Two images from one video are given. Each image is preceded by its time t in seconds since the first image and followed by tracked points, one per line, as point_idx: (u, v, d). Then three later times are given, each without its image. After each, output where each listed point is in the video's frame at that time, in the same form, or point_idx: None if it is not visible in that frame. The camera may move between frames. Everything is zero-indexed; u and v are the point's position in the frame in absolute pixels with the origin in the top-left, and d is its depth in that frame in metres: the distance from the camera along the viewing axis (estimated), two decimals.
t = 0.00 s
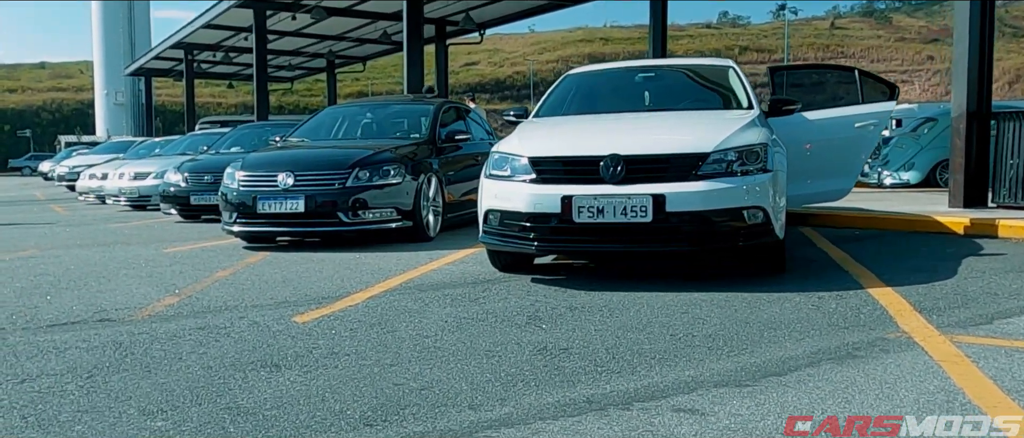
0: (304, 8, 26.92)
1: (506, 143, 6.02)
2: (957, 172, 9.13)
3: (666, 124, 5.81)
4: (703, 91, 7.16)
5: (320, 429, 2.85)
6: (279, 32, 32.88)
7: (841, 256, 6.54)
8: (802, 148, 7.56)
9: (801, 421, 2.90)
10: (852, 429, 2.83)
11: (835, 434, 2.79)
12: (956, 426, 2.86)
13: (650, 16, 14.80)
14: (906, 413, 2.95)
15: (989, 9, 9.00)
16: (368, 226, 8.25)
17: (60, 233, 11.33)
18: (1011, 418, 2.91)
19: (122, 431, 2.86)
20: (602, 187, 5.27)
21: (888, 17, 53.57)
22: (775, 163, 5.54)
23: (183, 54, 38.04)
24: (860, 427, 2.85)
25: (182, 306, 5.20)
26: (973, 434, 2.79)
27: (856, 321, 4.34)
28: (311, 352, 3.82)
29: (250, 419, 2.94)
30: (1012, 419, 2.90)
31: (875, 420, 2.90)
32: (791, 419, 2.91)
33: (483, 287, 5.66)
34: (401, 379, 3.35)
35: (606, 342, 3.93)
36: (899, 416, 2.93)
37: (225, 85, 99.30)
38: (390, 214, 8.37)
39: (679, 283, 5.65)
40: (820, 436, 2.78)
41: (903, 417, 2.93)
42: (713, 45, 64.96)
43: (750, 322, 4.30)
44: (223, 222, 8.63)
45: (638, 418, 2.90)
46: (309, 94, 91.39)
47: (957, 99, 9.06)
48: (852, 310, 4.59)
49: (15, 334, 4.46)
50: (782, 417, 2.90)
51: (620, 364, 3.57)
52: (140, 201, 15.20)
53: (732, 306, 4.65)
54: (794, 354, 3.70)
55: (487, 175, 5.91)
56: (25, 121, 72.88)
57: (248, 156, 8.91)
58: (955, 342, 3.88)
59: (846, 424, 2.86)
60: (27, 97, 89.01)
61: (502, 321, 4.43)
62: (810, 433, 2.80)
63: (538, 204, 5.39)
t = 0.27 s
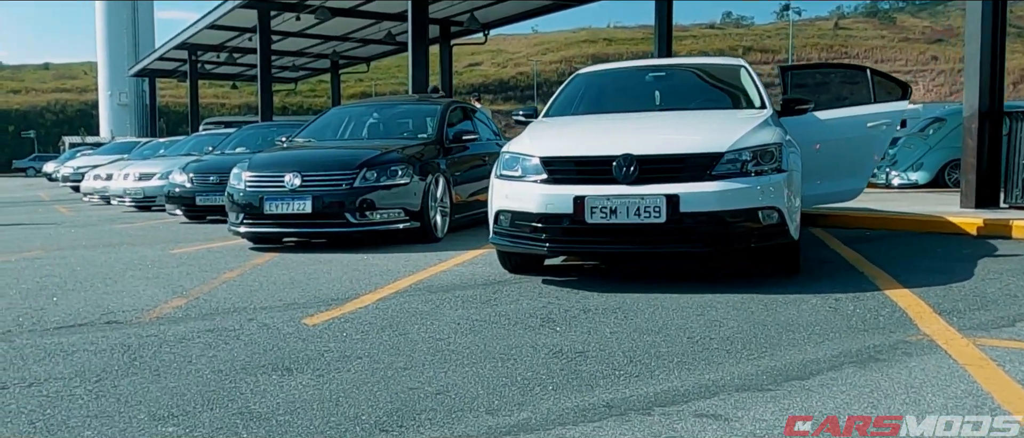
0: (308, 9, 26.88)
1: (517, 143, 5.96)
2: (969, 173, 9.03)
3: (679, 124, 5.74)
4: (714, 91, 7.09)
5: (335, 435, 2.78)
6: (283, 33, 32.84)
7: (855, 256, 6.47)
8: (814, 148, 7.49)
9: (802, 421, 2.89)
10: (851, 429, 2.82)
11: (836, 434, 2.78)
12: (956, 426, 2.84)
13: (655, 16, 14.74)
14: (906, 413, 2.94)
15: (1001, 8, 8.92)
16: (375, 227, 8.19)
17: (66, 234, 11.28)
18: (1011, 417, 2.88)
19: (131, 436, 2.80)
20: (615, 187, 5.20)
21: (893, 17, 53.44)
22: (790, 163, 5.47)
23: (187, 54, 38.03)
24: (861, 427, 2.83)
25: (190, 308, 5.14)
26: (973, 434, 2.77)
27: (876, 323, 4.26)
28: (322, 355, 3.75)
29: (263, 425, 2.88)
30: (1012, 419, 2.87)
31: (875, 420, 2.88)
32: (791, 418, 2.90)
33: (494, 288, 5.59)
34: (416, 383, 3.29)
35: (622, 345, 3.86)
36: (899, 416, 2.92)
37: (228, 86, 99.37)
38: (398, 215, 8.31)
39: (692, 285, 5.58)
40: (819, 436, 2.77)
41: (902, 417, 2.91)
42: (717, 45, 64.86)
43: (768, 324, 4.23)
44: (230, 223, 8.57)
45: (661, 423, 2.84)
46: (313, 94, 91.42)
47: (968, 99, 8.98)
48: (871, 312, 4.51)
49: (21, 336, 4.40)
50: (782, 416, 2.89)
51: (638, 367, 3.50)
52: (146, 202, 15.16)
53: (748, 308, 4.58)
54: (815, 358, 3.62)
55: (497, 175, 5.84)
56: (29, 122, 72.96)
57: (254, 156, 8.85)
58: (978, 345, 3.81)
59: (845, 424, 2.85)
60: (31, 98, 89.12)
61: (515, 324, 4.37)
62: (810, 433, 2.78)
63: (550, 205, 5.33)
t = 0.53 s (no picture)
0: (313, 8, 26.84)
1: (530, 143, 5.88)
2: (982, 173, 8.89)
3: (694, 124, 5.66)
4: (728, 90, 7.01)
5: None
6: (288, 33, 32.80)
7: (871, 258, 6.38)
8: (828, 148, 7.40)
9: (801, 421, 2.89)
10: (852, 428, 2.82)
11: (835, 434, 2.78)
12: (956, 426, 2.84)
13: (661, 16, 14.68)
14: (906, 412, 2.93)
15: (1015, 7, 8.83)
16: (384, 227, 8.12)
17: (72, 235, 11.23)
18: (1011, 417, 2.88)
19: None
20: (630, 188, 5.13)
21: (898, 18, 53.30)
22: (807, 164, 5.39)
23: (192, 54, 38.03)
24: (861, 427, 2.83)
25: (200, 310, 5.07)
26: (972, 435, 2.77)
27: (898, 327, 4.18)
28: (336, 359, 3.69)
29: (279, 431, 2.81)
30: (1013, 419, 2.87)
31: (875, 420, 2.88)
32: (791, 418, 2.90)
33: (507, 290, 5.52)
34: (434, 388, 3.22)
35: (641, 349, 3.79)
36: (899, 416, 2.91)
37: (233, 86, 99.46)
38: (407, 216, 8.25)
39: (707, 287, 5.50)
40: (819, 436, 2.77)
41: (902, 417, 2.91)
42: (721, 46, 64.77)
43: (788, 328, 4.15)
44: (237, 224, 8.50)
45: (687, 431, 2.77)
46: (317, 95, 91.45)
47: (981, 99, 8.90)
48: (893, 315, 4.42)
49: (29, 339, 4.34)
50: (781, 417, 2.89)
51: (659, 373, 3.43)
52: (151, 202, 15.11)
53: (767, 311, 4.50)
54: (840, 362, 3.54)
55: (510, 176, 5.77)
56: (34, 122, 73.06)
57: (262, 156, 8.79)
58: (1005, 350, 3.74)
59: (845, 424, 2.85)
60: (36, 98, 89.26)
61: (531, 327, 4.30)
62: (810, 433, 2.78)
63: (564, 206, 5.26)
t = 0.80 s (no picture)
0: (320, 8, 26.79)
1: (545, 143, 5.81)
2: (999, 174, 8.84)
3: (713, 125, 5.57)
4: (744, 90, 6.92)
5: None
6: (294, 32, 32.75)
7: (889, 260, 6.29)
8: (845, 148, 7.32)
9: (801, 421, 2.91)
10: (851, 428, 2.84)
11: (835, 434, 2.80)
12: (955, 426, 2.86)
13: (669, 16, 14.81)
14: (905, 412, 2.96)
15: None
16: (395, 228, 8.05)
17: (79, 235, 11.18)
18: (1012, 417, 2.90)
19: None
20: (648, 189, 5.05)
21: (904, 18, 53.13)
22: (827, 165, 5.30)
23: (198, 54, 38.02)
24: (860, 427, 2.86)
25: (211, 313, 5.00)
26: (970, 435, 2.79)
27: (924, 332, 4.08)
28: (353, 365, 3.61)
29: None
30: (1014, 419, 2.89)
31: (876, 421, 2.90)
32: (791, 418, 2.92)
33: (521, 293, 5.44)
34: (454, 395, 3.15)
35: (662, 355, 3.71)
36: (898, 415, 2.93)
37: (238, 86, 99.52)
38: (418, 216, 8.18)
39: (725, 290, 5.42)
40: (819, 436, 2.79)
41: (902, 417, 2.93)
42: (726, 46, 64.61)
43: (812, 333, 4.06)
44: (246, 224, 8.43)
45: None
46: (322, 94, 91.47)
47: (998, 99, 8.78)
48: (918, 319, 4.33)
49: (39, 342, 4.27)
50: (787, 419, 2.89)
51: (684, 379, 3.35)
52: (158, 202, 15.05)
53: (788, 315, 4.42)
54: (868, 369, 3.45)
55: (525, 177, 5.69)
56: (40, 121, 73.18)
57: (271, 156, 8.73)
58: None
59: (846, 424, 2.87)
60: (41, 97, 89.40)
61: (548, 331, 4.22)
62: (811, 433, 2.80)
63: (581, 207, 5.18)
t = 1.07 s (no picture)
0: (326, 7, 26.75)
1: (560, 144, 5.73)
2: (1016, 176, 8.67)
3: (730, 126, 5.49)
4: (759, 90, 6.84)
5: None
6: (299, 32, 32.71)
7: (907, 262, 6.21)
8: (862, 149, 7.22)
9: (801, 420, 2.91)
10: (851, 428, 2.84)
11: (835, 433, 2.80)
12: (955, 426, 2.86)
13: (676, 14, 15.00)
14: (905, 412, 2.96)
15: None
16: (406, 229, 7.98)
17: (87, 235, 11.13)
18: (1008, 418, 2.91)
19: None
20: (665, 191, 4.97)
21: (910, 17, 52.95)
22: (847, 167, 5.22)
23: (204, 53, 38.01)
24: (860, 427, 2.86)
25: (222, 316, 4.94)
26: (971, 434, 2.79)
27: (951, 337, 4.00)
28: (370, 370, 3.54)
29: None
30: (1010, 419, 2.90)
31: (873, 421, 2.91)
32: (791, 418, 2.92)
33: (536, 296, 5.37)
34: (475, 403, 3.08)
35: (684, 360, 3.64)
36: (898, 415, 2.94)
37: (243, 85, 99.59)
38: (428, 217, 8.11)
39: (743, 293, 5.35)
40: (818, 435, 2.79)
41: (902, 416, 2.94)
42: (732, 46, 64.46)
43: (836, 336, 3.97)
44: (256, 225, 8.37)
45: None
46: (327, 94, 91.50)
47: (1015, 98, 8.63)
48: (943, 323, 4.24)
49: (49, 346, 4.21)
50: (779, 417, 2.93)
51: (708, 386, 3.27)
52: (165, 202, 15.00)
53: (810, 319, 4.34)
54: (897, 375, 3.37)
55: (539, 178, 5.62)
56: (46, 121, 73.26)
57: (281, 156, 8.66)
58: None
59: (844, 425, 2.87)
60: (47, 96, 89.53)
61: (567, 335, 4.15)
62: (809, 433, 2.80)
63: (597, 209, 5.10)
